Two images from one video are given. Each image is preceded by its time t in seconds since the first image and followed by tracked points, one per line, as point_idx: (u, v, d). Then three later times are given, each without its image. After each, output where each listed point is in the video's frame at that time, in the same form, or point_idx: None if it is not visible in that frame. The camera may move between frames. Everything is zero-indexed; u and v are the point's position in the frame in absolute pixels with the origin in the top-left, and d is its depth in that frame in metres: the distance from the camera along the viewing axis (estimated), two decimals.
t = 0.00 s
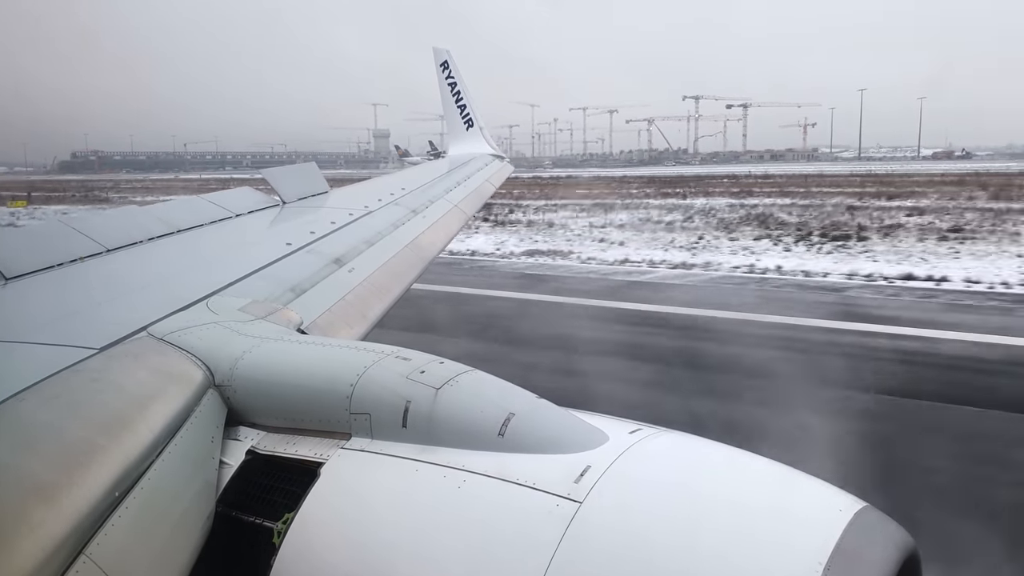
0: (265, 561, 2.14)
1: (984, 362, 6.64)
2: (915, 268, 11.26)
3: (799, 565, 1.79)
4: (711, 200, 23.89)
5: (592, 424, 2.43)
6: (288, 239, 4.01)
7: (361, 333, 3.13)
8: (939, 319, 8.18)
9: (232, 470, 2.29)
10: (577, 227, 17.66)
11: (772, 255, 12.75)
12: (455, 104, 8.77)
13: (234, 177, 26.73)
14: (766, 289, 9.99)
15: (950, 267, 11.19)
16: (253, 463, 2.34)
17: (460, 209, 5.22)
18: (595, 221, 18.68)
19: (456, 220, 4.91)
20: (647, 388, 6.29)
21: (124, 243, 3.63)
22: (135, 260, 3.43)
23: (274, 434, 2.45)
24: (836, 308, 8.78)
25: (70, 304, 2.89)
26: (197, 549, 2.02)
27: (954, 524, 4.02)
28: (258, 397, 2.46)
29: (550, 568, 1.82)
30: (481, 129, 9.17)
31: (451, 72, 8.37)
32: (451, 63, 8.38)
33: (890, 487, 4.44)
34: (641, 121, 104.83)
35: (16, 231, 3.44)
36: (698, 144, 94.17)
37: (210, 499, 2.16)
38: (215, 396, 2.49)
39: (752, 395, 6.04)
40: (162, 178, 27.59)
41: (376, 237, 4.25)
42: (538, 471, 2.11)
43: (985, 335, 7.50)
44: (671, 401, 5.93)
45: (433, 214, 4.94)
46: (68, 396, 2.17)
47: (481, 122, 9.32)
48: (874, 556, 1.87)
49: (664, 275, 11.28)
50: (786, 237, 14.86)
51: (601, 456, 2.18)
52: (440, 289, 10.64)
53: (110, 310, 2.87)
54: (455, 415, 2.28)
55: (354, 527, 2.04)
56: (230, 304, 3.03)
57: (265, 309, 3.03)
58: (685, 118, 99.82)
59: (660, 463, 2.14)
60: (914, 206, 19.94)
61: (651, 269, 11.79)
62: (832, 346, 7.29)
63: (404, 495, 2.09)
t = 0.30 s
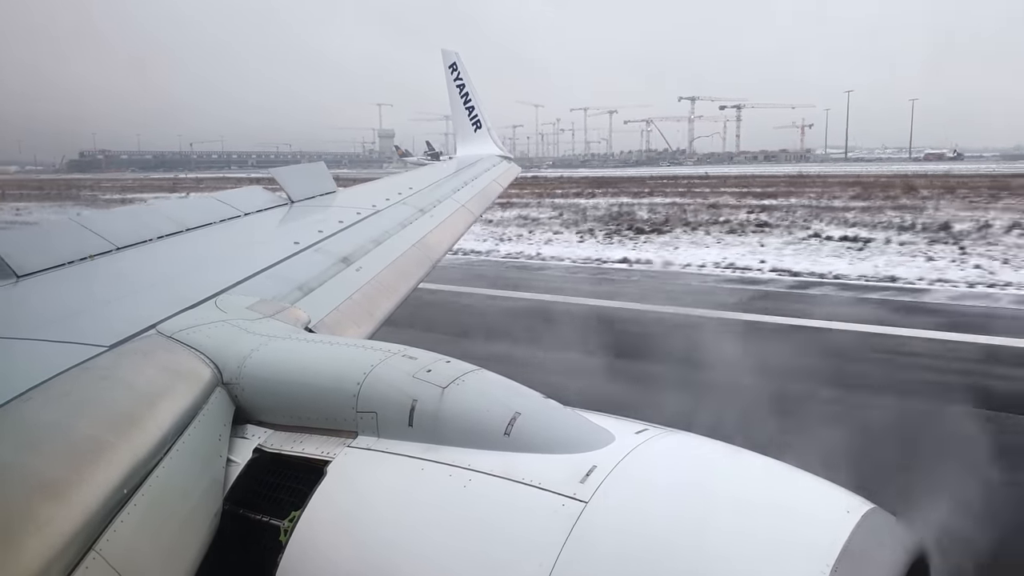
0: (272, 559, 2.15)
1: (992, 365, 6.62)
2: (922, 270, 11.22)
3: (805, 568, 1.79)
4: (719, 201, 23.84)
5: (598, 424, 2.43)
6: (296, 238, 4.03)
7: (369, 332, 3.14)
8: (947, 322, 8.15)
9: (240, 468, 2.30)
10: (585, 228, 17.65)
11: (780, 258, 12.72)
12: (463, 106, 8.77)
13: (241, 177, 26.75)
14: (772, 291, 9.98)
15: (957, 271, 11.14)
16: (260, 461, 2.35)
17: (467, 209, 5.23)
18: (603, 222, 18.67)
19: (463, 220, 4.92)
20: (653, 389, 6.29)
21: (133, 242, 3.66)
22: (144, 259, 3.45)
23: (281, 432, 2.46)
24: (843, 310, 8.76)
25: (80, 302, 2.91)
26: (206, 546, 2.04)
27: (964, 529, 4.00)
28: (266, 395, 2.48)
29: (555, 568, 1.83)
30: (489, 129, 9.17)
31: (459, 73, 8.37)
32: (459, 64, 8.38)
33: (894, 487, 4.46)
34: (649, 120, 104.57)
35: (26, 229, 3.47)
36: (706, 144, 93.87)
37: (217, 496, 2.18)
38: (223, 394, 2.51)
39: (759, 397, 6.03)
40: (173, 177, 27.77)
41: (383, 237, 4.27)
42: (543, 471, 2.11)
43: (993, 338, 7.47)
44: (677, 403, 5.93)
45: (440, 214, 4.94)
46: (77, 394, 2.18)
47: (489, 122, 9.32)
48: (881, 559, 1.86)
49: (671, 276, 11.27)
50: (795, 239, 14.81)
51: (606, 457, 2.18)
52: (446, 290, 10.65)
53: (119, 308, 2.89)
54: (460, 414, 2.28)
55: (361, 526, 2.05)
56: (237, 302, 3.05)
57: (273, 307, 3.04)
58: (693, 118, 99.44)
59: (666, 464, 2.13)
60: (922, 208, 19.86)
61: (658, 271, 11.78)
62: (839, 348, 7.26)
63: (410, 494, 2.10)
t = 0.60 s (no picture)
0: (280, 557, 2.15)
1: (999, 365, 6.60)
2: (928, 270, 11.19)
3: (814, 568, 1.78)
4: (728, 201, 23.81)
5: (605, 423, 2.43)
6: (303, 235, 4.04)
7: (376, 329, 3.15)
8: (955, 322, 8.11)
9: (247, 465, 2.31)
10: (593, 228, 17.66)
11: (788, 258, 12.70)
12: (470, 100, 8.79)
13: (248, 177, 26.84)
14: (777, 291, 9.97)
15: (964, 271, 11.12)
16: (268, 458, 2.35)
17: (474, 206, 5.23)
18: (610, 221, 18.69)
19: (470, 217, 4.93)
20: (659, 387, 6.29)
21: (141, 239, 3.68)
22: (153, 256, 3.47)
23: (289, 429, 2.47)
24: (849, 310, 8.75)
25: (89, 298, 2.93)
26: (214, 543, 2.05)
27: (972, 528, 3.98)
28: (273, 392, 2.49)
29: (563, 566, 1.83)
30: (496, 123, 9.18)
31: (466, 66, 8.39)
32: (467, 56, 8.40)
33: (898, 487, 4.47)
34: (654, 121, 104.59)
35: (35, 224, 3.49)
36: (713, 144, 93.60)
37: (226, 493, 2.18)
38: (231, 391, 2.51)
39: (764, 397, 6.02)
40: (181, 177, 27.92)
41: (390, 234, 4.28)
42: (551, 470, 2.12)
43: (999, 339, 7.45)
44: (683, 403, 5.93)
45: (447, 211, 4.95)
46: (86, 390, 2.19)
47: (496, 117, 9.34)
48: (889, 560, 1.86)
49: (676, 276, 11.27)
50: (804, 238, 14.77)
51: (614, 455, 2.18)
52: (452, 289, 10.68)
53: (128, 304, 2.90)
54: (468, 412, 2.29)
55: (369, 524, 2.05)
56: (245, 299, 3.06)
57: (280, 305, 3.05)
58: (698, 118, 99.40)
59: (674, 463, 2.13)
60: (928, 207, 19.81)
61: (663, 270, 11.78)
62: (846, 348, 7.25)
63: (418, 491, 2.10)
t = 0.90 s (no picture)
0: (283, 556, 2.16)
1: (1002, 365, 6.58)
2: (931, 269, 11.15)
3: (815, 567, 1.78)
4: (734, 198, 23.73)
5: (608, 422, 2.43)
6: (307, 235, 4.04)
7: (380, 328, 3.15)
8: (959, 321, 8.07)
9: (250, 463, 2.31)
10: (596, 224, 17.61)
11: (792, 255, 12.65)
12: (472, 102, 8.79)
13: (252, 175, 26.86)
14: (779, 289, 9.96)
15: (967, 269, 11.08)
16: (272, 456, 2.36)
17: (477, 207, 5.23)
18: (614, 218, 18.64)
19: (474, 217, 4.93)
20: (661, 387, 6.29)
21: (144, 238, 3.67)
22: (157, 255, 3.47)
23: (292, 428, 2.47)
24: (851, 309, 8.73)
25: (93, 297, 2.92)
26: (215, 542, 2.05)
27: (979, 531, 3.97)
28: (277, 390, 2.49)
29: (565, 564, 1.83)
30: (499, 125, 9.18)
31: (469, 69, 8.39)
32: (469, 60, 8.39)
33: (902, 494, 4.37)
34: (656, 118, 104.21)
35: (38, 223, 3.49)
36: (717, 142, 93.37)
37: (228, 491, 2.19)
38: (235, 389, 2.52)
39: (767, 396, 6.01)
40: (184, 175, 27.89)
41: (395, 234, 4.28)
42: (553, 468, 2.12)
43: (1003, 338, 7.43)
44: (685, 402, 5.93)
45: (450, 211, 4.95)
46: (90, 388, 2.20)
47: (498, 119, 9.33)
48: (892, 560, 1.85)
49: (678, 274, 11.26)
50: (809, 236, 14.70)
51: (617, 455, 2.18)
52: (455, 288, 10.67)
53: (133, 303, 2.91)
54: (471, 411, 2.29)
55: (372, 522, 2.06)
56: (248, 299, 3.06)
57: (283, 304, 3.05)
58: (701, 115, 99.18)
59: (676, 463, 2.13)
60: (931, 206, 19.75)
61: (665, 269, 11.77)
62: (849, 347, 7.23)
63: (422, 490, 2.11)
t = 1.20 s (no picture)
0: (281, 558, 2.14)
1: (998, 362, 6.59)
2: (929, 265, 11.15)
3: (817, 567, 1.77)
4: (732, 195, 23.75)
5: (609, 422, 2.42)
6: (305, 234, 4.02)
7: (379, 328, 3.12)
8: (956, 318, 8.09)
9: (248, 465, 2.29)
10: (594, 221, 17.58)
11: (790, 252, 12.66)
12: (472, 103, 8.77)
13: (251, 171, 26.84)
14: (777, 287, 9.97)
15: (965, 265, 11.08)
16: (270, 457, 2.34)
17: (477, 206, 5.21)
18: (611, 216, 18.63)
19: (473, 216, 4.91)
20: (659, 385, 6.30)
21: (141, 238, 3.65)
22: (154, 254, 3.45)
23: (290, 429, 2.45)
24: (848, 307, 8.75)
25: (89, 298, 2.90)
26: (214, 544, 2.03)
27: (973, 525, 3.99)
28: (275, 391, 2.47)
29: (566, 565, 1.82)
30: (498, 125, 9.16)
31: (468, 70, 8.37)
32: (468, 60, 8.37)
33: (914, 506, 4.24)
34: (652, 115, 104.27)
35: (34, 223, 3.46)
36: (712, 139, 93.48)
37: (226, 493, 2.17)
38: (232, 390, 2.50)
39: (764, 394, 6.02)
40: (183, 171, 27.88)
41: (394, 233, 4.26)
42: (553, 468, 2.11)
43: (1000, 335, 7.44)
44: (682, 400, 5.94)
45: (449, 211, 4.93)
46: (86, 389, 2.18)
47: (498, 119, 9.32)
48: (891, 559, 1.85)
49: (677, 271, 11.26)
50: (806, 233, 14.71)
51: (618, 454, 2.17)
52: (453, 285, 10.67)
53: (129, 303, 2.88)
54: (471, 411, 2.27)
55: (370, 523, 2.04)
56: (246, 299, 3.03)
57: (280, 304, 3.03)
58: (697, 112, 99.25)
59: (677, 462, 2.12)
60: (930, 202, 19.75)
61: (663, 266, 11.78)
62: (845, 345, 7.24)
63: (422, 490, 2.09)
